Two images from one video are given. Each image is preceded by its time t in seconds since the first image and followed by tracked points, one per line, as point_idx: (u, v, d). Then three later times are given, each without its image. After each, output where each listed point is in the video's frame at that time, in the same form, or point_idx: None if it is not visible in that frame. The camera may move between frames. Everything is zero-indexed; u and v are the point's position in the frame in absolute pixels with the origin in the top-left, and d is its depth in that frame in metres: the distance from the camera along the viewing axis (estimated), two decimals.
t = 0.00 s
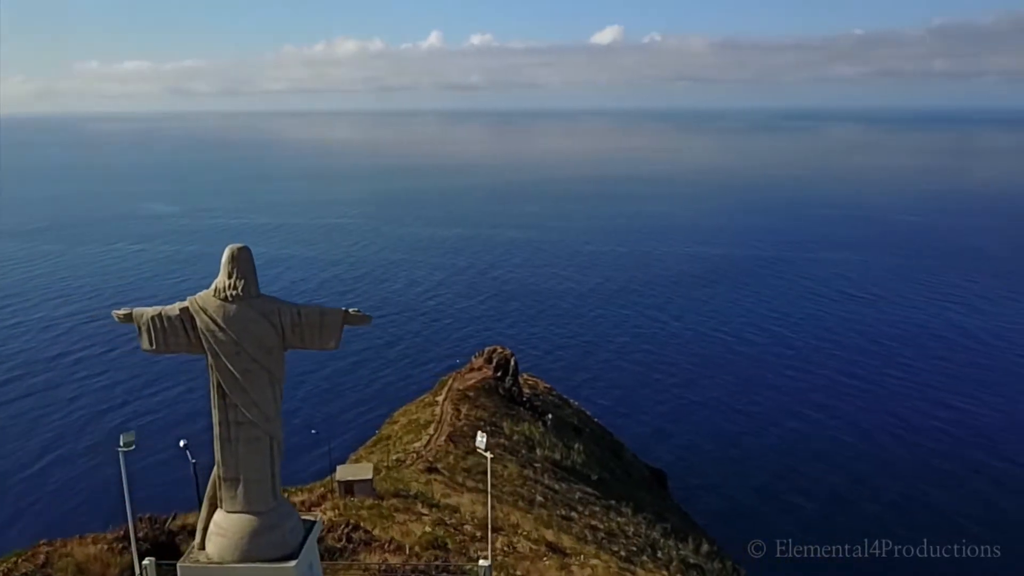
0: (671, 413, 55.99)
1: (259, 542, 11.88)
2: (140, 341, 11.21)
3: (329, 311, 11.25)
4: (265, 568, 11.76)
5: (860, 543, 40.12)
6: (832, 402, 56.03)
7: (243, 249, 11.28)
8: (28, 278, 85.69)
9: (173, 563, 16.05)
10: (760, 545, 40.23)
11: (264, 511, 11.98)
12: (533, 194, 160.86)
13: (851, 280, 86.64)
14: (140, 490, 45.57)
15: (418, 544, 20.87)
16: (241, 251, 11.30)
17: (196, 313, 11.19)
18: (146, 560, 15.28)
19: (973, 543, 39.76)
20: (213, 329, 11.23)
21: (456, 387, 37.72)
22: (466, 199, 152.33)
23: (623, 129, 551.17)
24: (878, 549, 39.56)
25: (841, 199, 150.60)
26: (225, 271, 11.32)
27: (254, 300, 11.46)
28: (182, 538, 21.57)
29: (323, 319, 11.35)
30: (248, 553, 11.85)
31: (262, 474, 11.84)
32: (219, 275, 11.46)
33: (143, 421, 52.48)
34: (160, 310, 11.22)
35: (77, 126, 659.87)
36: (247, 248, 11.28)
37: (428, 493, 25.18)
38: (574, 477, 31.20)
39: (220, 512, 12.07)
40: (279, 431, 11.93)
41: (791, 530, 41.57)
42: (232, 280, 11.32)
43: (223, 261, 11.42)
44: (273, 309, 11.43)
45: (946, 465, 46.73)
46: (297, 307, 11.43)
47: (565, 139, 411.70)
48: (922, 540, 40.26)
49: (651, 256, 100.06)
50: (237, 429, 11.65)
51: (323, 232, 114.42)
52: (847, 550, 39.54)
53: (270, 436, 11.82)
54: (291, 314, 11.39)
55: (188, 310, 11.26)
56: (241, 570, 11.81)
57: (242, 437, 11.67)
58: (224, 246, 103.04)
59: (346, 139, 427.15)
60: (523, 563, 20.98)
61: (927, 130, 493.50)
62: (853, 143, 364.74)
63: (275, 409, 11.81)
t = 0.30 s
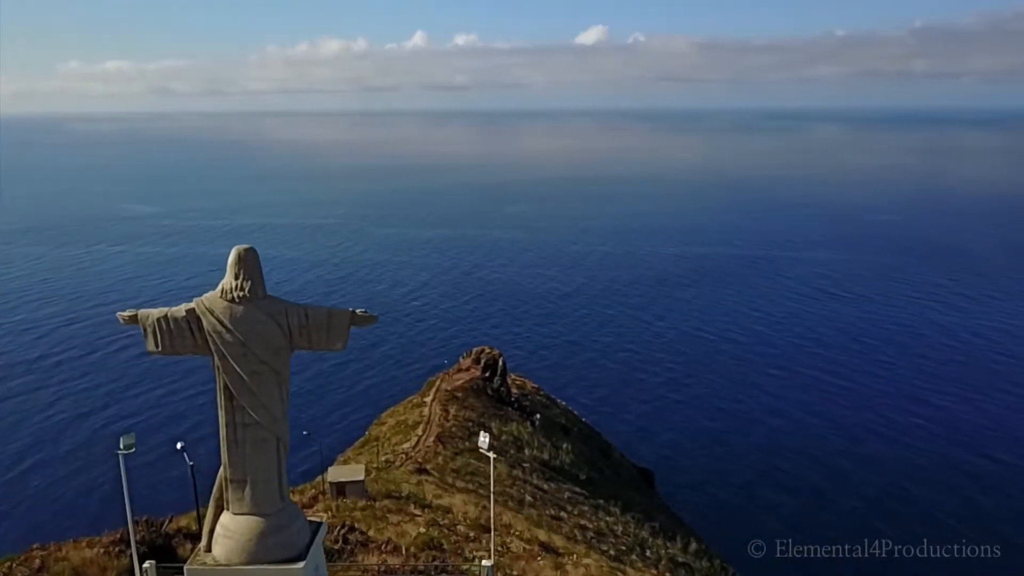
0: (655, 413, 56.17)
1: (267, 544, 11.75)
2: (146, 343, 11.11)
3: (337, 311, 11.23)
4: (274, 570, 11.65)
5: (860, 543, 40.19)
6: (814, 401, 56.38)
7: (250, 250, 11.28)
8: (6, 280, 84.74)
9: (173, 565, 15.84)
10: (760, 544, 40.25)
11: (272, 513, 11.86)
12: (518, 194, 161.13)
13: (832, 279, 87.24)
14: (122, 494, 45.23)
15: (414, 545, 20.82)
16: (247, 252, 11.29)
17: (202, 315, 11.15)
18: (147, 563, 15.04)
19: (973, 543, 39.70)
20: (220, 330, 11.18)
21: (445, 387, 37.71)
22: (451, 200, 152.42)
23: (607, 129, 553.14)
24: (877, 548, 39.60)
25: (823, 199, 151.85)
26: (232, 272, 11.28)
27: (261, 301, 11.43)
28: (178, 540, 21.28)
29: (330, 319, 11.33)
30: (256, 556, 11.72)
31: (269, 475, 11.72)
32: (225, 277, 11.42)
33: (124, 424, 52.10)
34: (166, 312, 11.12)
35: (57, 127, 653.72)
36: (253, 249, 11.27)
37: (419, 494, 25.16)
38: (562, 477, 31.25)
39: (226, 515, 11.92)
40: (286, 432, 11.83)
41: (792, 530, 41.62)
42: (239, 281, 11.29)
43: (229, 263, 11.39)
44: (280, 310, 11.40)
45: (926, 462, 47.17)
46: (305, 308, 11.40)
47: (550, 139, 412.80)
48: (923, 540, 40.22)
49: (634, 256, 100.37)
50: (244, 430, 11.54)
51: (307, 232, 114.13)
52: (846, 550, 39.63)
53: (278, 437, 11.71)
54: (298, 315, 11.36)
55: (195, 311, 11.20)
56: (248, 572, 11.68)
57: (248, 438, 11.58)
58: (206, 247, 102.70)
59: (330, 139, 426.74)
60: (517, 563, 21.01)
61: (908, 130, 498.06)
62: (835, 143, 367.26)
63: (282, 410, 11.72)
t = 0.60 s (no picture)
0: (638, 412, 56.33)
1: (273, 546, 11.73)
2: (150, 345, 11.03)
3: (342, 312, 11.17)
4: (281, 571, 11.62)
5: (859, 542, 40.16)
6: (796, 399, 56.75)
7: (255, 251, 11.17)
8: None
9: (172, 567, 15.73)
10: (760, 545, 40.29)
11: (277, 515, 11.83)
12: (500, 195, 161.24)
13: (812, 278, 87.83)
14: (102, 498, 44.82)
15: (409, 546, 20.79)
16: (252, 253, 11.20)
17: (207, 316, 11.07)
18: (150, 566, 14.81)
19: (973, 543, 39.77)
20: (225, 332, 11.10)
21: (430, 388, 37.64)
22: (434, 200, 152.24)
23: (589, 129, 554.25)
24: (877, 548, 39.61)
25: (804, 198, 152.97)
26: (237, 274, 11.21)
27: (267, 302, 11.36)
28: (173, 543, 21.22)
29: (336, 320, 11.27)
30: (262, 557, 11.68)
31: (274, 477, 11.70)
32: (230, 277, 11.34)
33: (104, 426, 51.63)
34: (170, 314, 11.06)
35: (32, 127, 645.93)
36: (258, 251, 11.19)
37: (409, 495, 25.11)
38: (549, 477, 31.28)
39: (232, 517, 11.90)
40: (291, 433, 11.79)
41: (792, 530, 41.62)
42: (245, 283, 11.21)
43: (234, 264, 11.30)
44: (286, 311, 11.34)
45: (905, 460, 47.59)
46: (310, 309, 11.35)
47: (534, 139, 412.93)
48: (923, 540, 40.17)
49: (616, 255, 100.60)
50: (249, 433, 11.50)
51: (289, 233, 113.61)
52: (847, 550, 39.68)
53: (283, 438, 11.67)
54: (304, 316, 11.30)
55: (200, 313, 11.12)
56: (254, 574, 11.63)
57: (254, 440, 11.52)
58: (188, 248, 102.04)
59: (313, 139, 424.75)
60: (510, 563, 21.06)
61: (887, 130, 503.31)
62: (816, 142, 370.09)
63: (288, 411, 11.69)
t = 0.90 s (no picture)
0: (621, 411, 56.52)
1: (281, 548, 11.51)
2: (156, 347, 10.87)
3: (350, 313, 11.02)
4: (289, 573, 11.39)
5: (860, 542, 40.22)
6: (778, 397, 57.09)
7: (262, 252, 10.99)
8: None
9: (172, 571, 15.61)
10: (760, 544, 40.42)
11: (285, 517, 11.61)
12: (485, 195, 161.39)
13: (795, 278, 88.39)
14: (84, 502, 44.52)
15: (404, 547, 20.84)
16: (259, 255, 11.05)
17: (215, 319, 10.94)
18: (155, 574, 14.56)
19: (973, 543, 39.68)
20: (233, 334, 10.97)
21: (417, 389, 37.57)
22: (419, 201, 152.22)
23: (573, 129, 555.01)
24: (877, 549, 39.67)
25: (787, 198, 153.86)
26: (244, 276, 11.04)
27: (274, 303, 11.22)
28: (170, 547, 21.07)
29: (343, 321, 11.11)
30: (269, 560, 11.46)
31: (282, 479, 11.51)
32: (237, 279, 11.17)
33: (85, 429, 51.26)
34: (178, 316, 10.91)
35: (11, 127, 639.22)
36: (265, 252, 11.06)
37: (401, 496, 25.05)
38: (537, 477, 31.29)
39: (239, 519, 11.67)
40: (299, 434, 11.63)
41: (793, 530, 41.67)
42: (252, 284, 11.05)
43: (241, 265, 11.13)
44: (293, 312, 11.18)
45: (887, 457, 47.90)
46: (318, 311, 11.19)
47: (520, 140, 414.11)
48: (922, 540, 40.24)
49: (599, 256, 100.84)
50: (257, 434, 11.33)
51: (273, 234, 113.26)
52: (847, 551, 39.81)
53: (291, 440, 11.51)
54: (312, 317, 11.14)
55: (206, 315, 10.99)
56: None
57: (261, 442, 11.36)
58: (171, 249, 101.59)
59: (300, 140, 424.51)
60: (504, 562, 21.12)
61: (869, 130, 507.99)
62: (801, 141, 372.91)
63: (295, 413, 11.53)
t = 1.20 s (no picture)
0: (606, 411, 56.66)
1: (292, 550, 11.35)
2: (164, 349, 10.61)
3: (360, 314, 10.86)
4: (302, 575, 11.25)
5: (860, 542, 40.18)
6: (763, 396, 57.34)
7: (271, 253, 10.82)
8: None
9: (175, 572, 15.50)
10: (760, 544, 40.45)
11: (294, 519, 11.46)
12: (470, 195, 161.54)
13: (778, 277, 88.88)
14: (65, 505, 44.12)
15: (401, 548, 20.84)
16: (268, 256, 10.84)
17: (224, 320, 10.71)
18: None
19: (973, 543, 39.80)
20: (242, 335, 10.76)
21: (405, 391, 37.47)
22: (404, 201, 152.19)
23: (557, 129, 555.59)
24: (878, 549, 39.73)
25: (770, 199, 154.71)
26: (254, 276, 10.84)
27: (284, 304, 11.02)
28: (167, 550, 21.28)
29: (353, 322, 10.93)
30: (280, 563, 11.33)
31: (292, 481, 11.33)
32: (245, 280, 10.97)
33: (66, 433, 50.84)
34: (185, 317, 10.67)
35: None
36: (274, 253, 10.86)
37: (393, 497, 24.95)
38: (526, 477, 31.30)
39: (248, 521, 11.47)
40: (308, 436, 11.45)
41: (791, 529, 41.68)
42: (261, 285, 10.84)
43: (249, 267, 10.92)
44: (303, 313, 10.98)
45: (870, 456, 48.20)
46: (327, 312, 10.99)
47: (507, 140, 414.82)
48: (923, 540, 40.23)
49: (584, 256, 101.02)
50: (267, 436, 11.11)
51: (258, 235, 112.94)
52: (847, 550, 39.79)
53: (300, 442, 11.32)
54: (322, 318, 10.95)
55: (215, 316, 10.77)
56: None
57: (270, 444, 11.15)
58: (154, 250, 101.15)
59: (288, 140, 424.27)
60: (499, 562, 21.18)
61: (852, 130, 512.20)
62: (783, 142, 375.80)
63: (304, 414, 11.33)
